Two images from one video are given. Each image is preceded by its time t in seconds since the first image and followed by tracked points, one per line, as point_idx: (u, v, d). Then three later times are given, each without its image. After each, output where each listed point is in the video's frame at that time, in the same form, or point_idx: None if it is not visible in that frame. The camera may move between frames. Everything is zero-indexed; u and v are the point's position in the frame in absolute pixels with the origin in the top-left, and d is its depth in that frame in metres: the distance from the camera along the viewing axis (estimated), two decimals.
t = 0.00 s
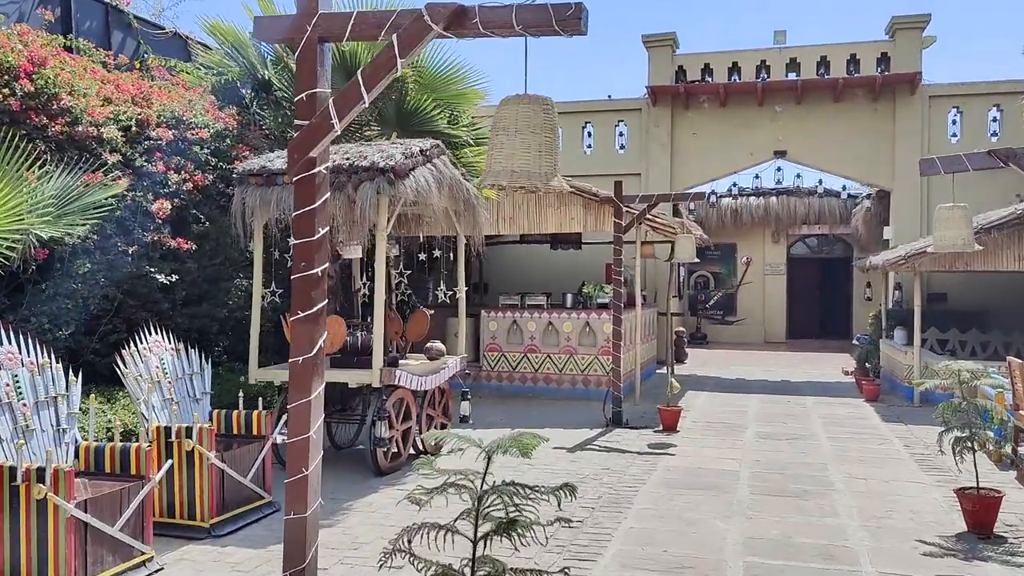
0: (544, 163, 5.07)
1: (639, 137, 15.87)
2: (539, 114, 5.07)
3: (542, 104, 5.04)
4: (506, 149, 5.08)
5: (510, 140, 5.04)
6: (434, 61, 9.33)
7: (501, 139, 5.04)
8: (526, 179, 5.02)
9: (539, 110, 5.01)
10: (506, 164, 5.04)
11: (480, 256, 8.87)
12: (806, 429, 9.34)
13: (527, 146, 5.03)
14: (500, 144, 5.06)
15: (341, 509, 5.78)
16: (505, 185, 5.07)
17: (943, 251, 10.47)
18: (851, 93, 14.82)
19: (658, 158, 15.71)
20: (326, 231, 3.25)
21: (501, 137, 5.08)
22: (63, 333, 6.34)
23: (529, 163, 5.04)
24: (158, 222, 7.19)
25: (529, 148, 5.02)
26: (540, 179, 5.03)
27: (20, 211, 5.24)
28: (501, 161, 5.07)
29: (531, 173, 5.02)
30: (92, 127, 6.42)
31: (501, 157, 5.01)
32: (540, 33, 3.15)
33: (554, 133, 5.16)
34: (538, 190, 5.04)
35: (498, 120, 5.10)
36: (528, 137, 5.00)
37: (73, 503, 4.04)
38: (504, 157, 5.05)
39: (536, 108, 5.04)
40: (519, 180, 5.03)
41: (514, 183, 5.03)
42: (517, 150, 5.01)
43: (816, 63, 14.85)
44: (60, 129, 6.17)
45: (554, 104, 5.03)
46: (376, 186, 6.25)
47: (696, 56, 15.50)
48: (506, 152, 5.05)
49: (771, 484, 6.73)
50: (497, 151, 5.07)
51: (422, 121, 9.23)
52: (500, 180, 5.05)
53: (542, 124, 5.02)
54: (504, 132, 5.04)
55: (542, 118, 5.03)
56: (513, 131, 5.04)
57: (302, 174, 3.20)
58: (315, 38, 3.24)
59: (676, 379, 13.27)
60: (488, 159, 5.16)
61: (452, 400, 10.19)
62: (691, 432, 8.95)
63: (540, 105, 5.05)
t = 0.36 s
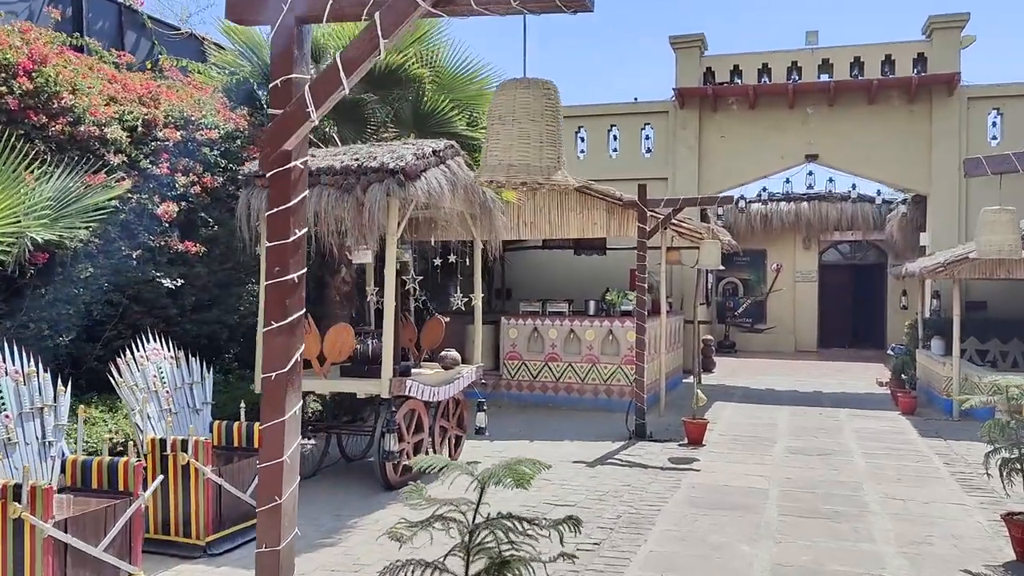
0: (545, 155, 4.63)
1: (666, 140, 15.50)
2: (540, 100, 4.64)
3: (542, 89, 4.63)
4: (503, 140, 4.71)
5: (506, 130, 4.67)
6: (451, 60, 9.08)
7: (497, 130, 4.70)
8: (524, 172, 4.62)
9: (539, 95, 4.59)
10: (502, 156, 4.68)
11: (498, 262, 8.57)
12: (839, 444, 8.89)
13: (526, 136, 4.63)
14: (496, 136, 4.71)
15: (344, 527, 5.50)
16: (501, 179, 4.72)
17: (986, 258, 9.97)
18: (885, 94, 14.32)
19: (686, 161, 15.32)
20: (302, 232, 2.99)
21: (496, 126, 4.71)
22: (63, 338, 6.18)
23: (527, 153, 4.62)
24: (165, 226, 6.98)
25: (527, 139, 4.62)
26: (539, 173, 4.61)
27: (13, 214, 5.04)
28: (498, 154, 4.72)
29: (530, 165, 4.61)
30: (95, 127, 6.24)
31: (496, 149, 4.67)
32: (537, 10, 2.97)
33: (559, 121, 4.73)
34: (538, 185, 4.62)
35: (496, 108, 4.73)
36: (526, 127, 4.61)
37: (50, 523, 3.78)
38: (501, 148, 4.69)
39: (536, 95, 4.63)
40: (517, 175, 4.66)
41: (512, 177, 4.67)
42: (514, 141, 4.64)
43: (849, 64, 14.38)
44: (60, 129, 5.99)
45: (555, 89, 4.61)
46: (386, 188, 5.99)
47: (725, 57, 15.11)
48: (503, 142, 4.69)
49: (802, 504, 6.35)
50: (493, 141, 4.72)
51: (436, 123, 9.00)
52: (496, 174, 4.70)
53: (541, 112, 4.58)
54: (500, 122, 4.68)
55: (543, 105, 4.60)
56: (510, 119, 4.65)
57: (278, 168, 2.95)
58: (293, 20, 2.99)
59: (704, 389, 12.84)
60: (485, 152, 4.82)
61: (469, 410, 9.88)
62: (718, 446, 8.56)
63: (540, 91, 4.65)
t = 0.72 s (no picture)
0: (524, 139, 4.06)
1: (691, 140, 15.09)
2: (517, 74, 4.07)
3: (522, 63, 4.06)
4: (476, 121, 4.12)
5: (479, 112, 4.09)
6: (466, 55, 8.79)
7: (470, 110, 4.12)
8: (499, 158, 4.03)
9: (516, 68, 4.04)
10: (475, 140, 4.08)
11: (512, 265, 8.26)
12: (869, 458, 8.43)
13: (502, 117, 4.05)
14: (468, 117, 4.12)
15: (339, 544, 5.21)
16: (471, 165, 4.09)
17: None
18: (919, 93, 13.78)
19: (711, 163, 14.90)
20: (249, 250, 2.25)
21: (469, 106, 4.13)
22: (55, 341, 5.92)
23: (504, 136, 4.03)
24: (165, 226, 6.79)
25: (503, 120, 4.05)
26: (517, 160, 4.01)
27: None
28: (469, 137, 4.12)
29: (506, 149, 4.03)
30: (90, 123, 6.03)
31: (469, 131, 4.08)
32: None
33: (542, 99, 4.15)
34: (515, 173, 4.03)
35: (469, 85, 4.14)
36: (503, 105, 4.04)
37: (12, 541, 3.50)
38: (474, 131, 4.10)
39: (514, 70, 4.08)
40: (490, 161, 4.04)
41: (484, 164, 4.06)
42: (488, 122, 4.05)
43: (882, 62, 13.87)
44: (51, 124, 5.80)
45: (536, 61, 4.04)
46: (388, 186, 5.70)
47: (752, 55, 14.69)
48: (476, 124, 4.10)
49: (829, 524, 5.96)
50: (465, 123, 4.12)
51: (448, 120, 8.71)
52: (465, 161, 4.09)
53: (519, 87, 4.04)
54: (473, 100, 4.11)
55: (521, 80, 4.06)
56: (484, 97, 4.07)
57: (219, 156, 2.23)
58: None
59: (727, 397, 12.42)
60: (455, 137, 4.20)
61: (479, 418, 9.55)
62: (741, 459, 8.17)
63: (520, 65, 4.07)
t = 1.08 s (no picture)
0: (498, 100, 3.24)
1: (715, 134, 14.64)
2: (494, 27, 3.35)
3: (498, 13, 3.34)
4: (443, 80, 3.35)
5: (446, 69, 3.33)
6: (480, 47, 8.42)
7: (434, 67, 3.37)
8: (466, 119, 3.20)
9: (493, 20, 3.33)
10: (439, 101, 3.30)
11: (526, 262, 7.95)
12: (901, 465, 8.01)
13: (472, 75, 3.27)
14: (433, 77, 3.36)
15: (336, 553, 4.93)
16: (433, 133, 3.24)
17: None
18: (953, 85, 13.27)
19: (736, 158, 14.45)
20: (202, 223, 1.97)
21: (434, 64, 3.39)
22: (47, 339, 5.72)
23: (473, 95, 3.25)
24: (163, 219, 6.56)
25: (473, 75, 3.27)
26: (487, 121, 3.18)
27: None
28: (432, 100, 3.34)
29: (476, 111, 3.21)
30: (81, 112, 5.80)
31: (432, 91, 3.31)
32: None
33: (525, 57, 3.38)
34: (482, 136, 3.17)
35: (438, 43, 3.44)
36: (474, 59, 3.29)
37: None
38: (439, 94, 3.32)
39: (490, 19, 3.35)
40: (456, 124, 3.21)
41: (450, 128, 3.22)
42: (454, 79, 3.27)
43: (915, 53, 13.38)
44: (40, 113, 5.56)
45: (516, 9, 3.33)
46: (391, 176, 5.40)
47: (778, 47, 14.25)
48: (442, 86, 3.32)
49: (859, 537, 5.59)
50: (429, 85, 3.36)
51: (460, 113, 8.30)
52: (427, 126, 3.26)
53: (494, 38, 3.31)
54: (439, 55, 3.36)
55: (497, 30, 3.33)
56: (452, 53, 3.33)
57: (159, 128, 1.94)
58: None
59: (752, 400, 12.00)
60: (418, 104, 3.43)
61: (492, 421, 9.23)
62: (765, 465, 7.79)
63: (496, 14, 3.35)
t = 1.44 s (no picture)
0: (454, 60, 2.69)
1: (732, 128, 14.19)
2: None
3: None
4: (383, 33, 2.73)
5: (388, 19, 2.72)
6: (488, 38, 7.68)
7: (374, 18, 2.76)
8: (416, 85, 2.64)
9: None
10: (381, 62, 2.69)
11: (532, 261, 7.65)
12: (927, 472, 7.64)
13: (419, 27, 2.67)
14: (373, 31, 2.75)
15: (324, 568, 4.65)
16: (375, 102, 2.69)
17: None
18: (978, 76, 12.80)
19: (753, 152, 14.04)
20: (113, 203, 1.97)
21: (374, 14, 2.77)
22: (26, 342, 5.51)
23: (423, 54, 2.66)
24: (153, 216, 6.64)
25: (422, 28, 2.68)
26: (442, 89, 2.63)
27: None
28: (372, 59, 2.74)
29: (427, 75, 2.65)
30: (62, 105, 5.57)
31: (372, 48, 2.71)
32: None
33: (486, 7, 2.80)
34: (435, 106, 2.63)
35: None
36: (423, 8, 2.68)
37: None
38: (379, 52, 2.72)
39: None
40: (403, 91, 2.65)
41: (395, 97, 2.67)
42: (398, 33, 2.68)
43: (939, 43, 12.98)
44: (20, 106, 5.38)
45: None
46: (384, 170, 5.09)
47: (797, 39, 13.87)
48: (382, 41, 2.71)
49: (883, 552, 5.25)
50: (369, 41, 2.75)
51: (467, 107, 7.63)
52: (366, 93, 2.70)
53: None
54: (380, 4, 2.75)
55: None
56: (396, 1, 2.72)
57: (61, 103, 1.91)
58: None
59: (770, 402, 11.60)
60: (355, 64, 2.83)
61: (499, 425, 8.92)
62: (783, 472, 7.45)
63: None
